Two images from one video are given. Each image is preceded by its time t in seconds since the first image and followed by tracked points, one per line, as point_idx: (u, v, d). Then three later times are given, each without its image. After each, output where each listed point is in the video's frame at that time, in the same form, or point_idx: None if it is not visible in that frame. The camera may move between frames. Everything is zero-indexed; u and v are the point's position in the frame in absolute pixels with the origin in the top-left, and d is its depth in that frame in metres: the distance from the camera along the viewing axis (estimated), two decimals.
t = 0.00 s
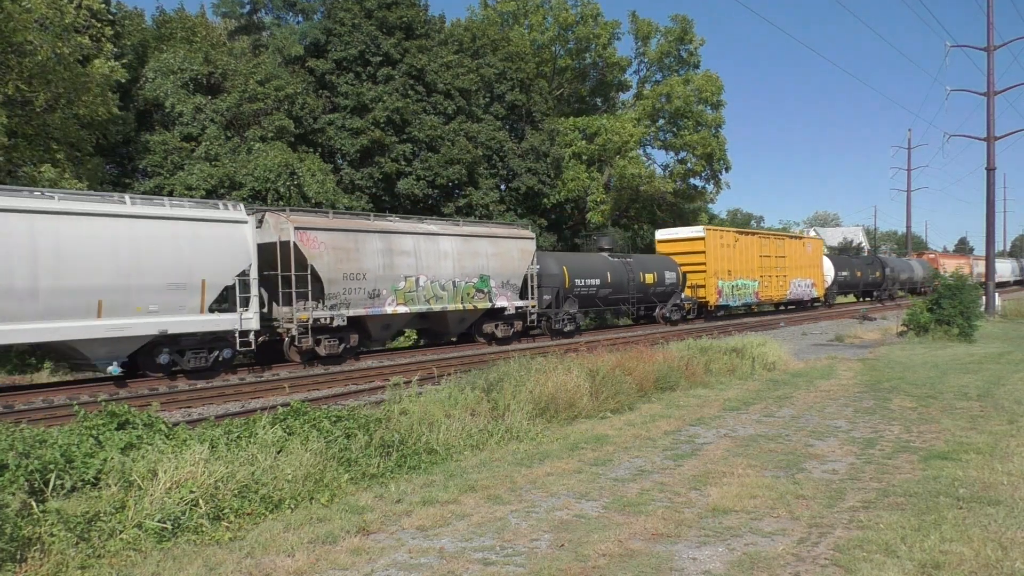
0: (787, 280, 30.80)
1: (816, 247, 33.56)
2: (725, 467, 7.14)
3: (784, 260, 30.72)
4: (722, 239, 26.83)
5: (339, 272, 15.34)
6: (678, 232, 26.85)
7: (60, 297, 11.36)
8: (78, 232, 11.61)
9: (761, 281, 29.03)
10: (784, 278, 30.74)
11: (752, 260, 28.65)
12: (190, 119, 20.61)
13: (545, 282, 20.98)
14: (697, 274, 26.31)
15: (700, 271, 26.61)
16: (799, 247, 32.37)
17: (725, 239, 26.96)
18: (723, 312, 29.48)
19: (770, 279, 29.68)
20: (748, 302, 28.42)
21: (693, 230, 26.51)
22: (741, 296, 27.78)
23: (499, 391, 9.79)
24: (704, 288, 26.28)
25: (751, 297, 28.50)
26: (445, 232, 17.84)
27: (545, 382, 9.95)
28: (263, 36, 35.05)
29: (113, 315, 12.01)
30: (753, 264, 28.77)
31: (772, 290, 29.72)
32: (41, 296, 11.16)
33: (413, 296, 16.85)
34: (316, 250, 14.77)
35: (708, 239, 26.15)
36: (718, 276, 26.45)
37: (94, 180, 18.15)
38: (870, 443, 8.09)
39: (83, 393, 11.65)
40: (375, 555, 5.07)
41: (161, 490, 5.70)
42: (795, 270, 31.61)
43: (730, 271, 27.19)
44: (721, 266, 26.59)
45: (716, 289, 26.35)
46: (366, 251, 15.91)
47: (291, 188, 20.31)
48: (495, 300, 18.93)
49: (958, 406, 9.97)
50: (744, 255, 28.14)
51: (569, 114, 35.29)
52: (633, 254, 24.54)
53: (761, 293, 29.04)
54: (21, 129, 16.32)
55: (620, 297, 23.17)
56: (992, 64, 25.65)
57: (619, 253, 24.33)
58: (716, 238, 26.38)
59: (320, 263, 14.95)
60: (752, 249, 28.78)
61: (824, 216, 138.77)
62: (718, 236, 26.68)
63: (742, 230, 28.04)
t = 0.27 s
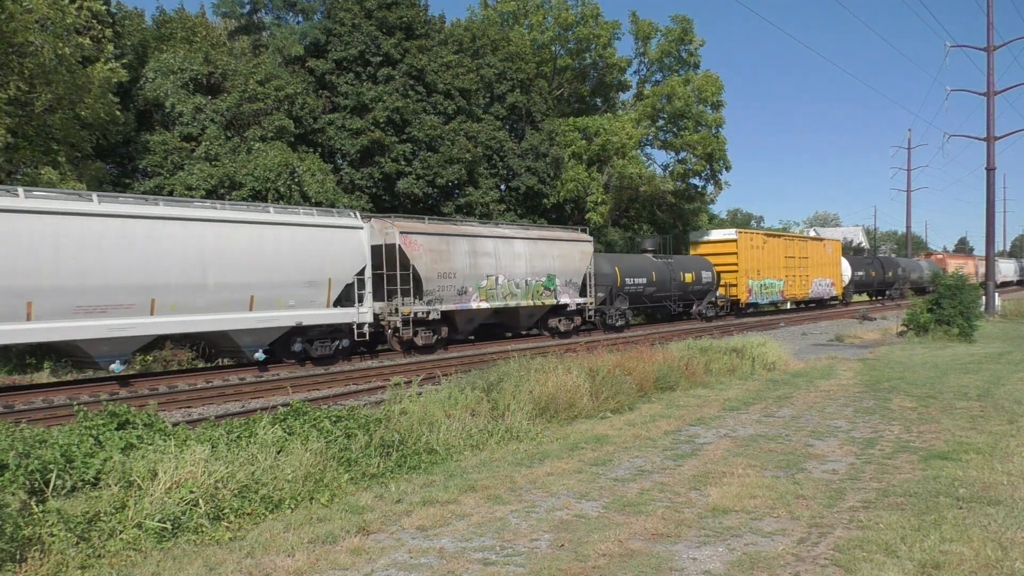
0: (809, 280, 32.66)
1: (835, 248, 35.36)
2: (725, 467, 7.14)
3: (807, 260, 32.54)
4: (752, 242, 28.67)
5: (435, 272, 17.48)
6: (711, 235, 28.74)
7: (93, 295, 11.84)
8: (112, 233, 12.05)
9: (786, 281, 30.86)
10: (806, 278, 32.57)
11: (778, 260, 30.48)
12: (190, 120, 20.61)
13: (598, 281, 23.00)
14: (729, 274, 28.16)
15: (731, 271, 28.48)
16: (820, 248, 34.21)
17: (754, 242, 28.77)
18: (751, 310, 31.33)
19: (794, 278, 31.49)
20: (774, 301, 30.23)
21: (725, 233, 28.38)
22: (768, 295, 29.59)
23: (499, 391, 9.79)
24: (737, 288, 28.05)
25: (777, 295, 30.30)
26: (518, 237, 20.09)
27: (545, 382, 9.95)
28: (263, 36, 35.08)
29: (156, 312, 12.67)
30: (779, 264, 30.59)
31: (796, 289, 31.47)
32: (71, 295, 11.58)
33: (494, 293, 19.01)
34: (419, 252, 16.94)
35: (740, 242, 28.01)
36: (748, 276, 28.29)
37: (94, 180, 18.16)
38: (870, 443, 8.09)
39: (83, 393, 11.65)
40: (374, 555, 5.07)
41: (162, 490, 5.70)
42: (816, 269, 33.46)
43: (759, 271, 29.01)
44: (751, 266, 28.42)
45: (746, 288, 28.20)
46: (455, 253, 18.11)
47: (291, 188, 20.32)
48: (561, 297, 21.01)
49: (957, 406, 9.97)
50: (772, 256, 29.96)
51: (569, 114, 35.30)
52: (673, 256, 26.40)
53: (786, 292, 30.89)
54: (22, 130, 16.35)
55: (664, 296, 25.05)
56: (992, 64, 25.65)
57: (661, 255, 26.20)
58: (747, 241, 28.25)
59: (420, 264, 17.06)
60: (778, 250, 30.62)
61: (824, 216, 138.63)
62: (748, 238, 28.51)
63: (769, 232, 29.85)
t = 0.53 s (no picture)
0: (830, 279, 34.13)
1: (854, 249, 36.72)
2: (725, 467, 7.14)
3: (828, 261, 33.99)
4: (779, 243, 30.16)
5: (511, 271, 19.12)
6: (740, 237, 30.28)
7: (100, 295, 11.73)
8: (125, 232, 12.02)
9: (809, 280, 32.34)
10: (828, 277, 34.05)
11: (802, 261, 31.94)
12: (191, 120, 20.60)
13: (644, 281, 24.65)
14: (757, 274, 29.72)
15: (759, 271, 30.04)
16: (840, 249, 35.64)
17: (780, 243, 30.26)
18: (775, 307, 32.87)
19: (816, 277, 32.99)
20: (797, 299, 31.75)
21: (753, 235, 29.90)
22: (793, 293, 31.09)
23: (499, 391, 9.79)
24: (765, 288, 29.70)
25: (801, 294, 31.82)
26: (579, 240, 21.70)
27: (545, 382, 9.95)
28: (263, 36, 35.09)
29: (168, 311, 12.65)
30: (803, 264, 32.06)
31: (819, 288, 32.96)
32: (75, 294, 11.48)
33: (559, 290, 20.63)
34: (499, 253, 18.59)
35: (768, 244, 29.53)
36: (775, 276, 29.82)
37: (94, 180, 18.14)
38: (870, 443, 8.10)
39: (82, 393, 11.65)
40: (375, 555, 5.07)
41: (162, 490, 5.70)
42: (837, 269, 34.93)
43: (784, 271, 30.53)
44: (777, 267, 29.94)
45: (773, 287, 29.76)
46: (527, 253, 19.73)
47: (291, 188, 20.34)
48: (614, 295, 22.60)
49: (957, 405, 9.97)
50: (796, 257, 31.46)
51: (569, 114, 35.30)
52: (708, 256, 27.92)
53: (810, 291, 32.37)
54: (23, 130, 16.36)
55: (701, 294, 26.61)
56: (992, 64, 25.66)
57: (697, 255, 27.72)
58: (774, 243, 29.76)
59: (499, 264, 18.71)
60: (802, 252, 32.09)
61: (824, 216, 138.53)
62: (775, 240, 30.00)
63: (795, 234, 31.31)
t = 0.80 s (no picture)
0: (851, 279, 35.56)
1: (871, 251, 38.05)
2: (725, 467, 7.14)
3: (848, 261, 35.40)
4: (802, 245, 31.63)
5: (573, 271, 21.14)
6: (765, 239, 31.90)
7: (148, 293, 12.33)
8: (181, 234, 12.79)
9: (830, 280, 33.74)
10: (848, 277, 35.47)
11: (823, 262, 33.36)
12: (191, 120, 20.58)
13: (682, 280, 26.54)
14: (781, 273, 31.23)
15: (784, 271, 31.55)
16: (858, 251, 37.04)
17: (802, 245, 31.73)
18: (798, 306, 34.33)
19: (837, 277, 34.40)
20: (818, 298, 33.15)
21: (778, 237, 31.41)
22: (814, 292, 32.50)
23: (499, 391, 9.80)
24: (788, 286, 31.32)
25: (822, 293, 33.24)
26: (629, 242, 23.71)
27: (545, 382, 9.95)
28: (263, 36, 35.06)
29: (214, 308, 13.31)
30: (824, 265, 33.51)
31: (838, 288, 34.35)
32: (138, 293, 12.22)
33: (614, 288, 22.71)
34: (563, 254, 20.69)
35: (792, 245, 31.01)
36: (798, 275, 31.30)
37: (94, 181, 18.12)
38: (870, 443, 8.09)
39: (82, 393, 11.65)
40: (375, 555, 5.07)
41: (161, 490, 5.70)
42: (856, 270, 36.32)
43: (806, 270, 31.98)
44: (800, 267, 31.41)
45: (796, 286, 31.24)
46: (587, 254, 21.76)
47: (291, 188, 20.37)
48: (658, 292, 24.64)
49: (957, 405, 9.97)
50: (817, 258, 32.90)
51: (569, 114, 35.30)
52: (737, 257, 29.71)
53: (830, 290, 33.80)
54: (23, 129, 16.36)
55: (731, 292, 28.33)
56: (991, 64, 25.65)
57: (727, 256, 29.50)
58: (797, 244, 31.24)
59: (563, 264, 20.82)
60: (823, 253, 33.52)
61: (824, 216, 138.51)
62: (798, 242, 31.50)
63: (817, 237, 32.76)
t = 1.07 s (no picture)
0: (868, 279, 37.07)
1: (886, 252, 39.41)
2: (725, 467, 7.14)
3: (864, 262, 36.86)
4: (822, 246, 33.05)
5: (625, 271, 22.85)
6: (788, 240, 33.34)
7: (254, 290, 13.95)
8: (284, 237, 14.42)
9: (848, 280, 35.17)
10: (864, 277, 36.93)
11: (842, 262, 34.79)
12: (190, 120, 20.58)
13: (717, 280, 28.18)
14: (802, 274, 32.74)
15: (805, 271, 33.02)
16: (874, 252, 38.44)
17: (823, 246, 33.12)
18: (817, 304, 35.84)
19: (855, 277, 35.87)
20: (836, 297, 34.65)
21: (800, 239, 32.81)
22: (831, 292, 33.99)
23: (499, 391, 9.80)
24: (809, 285, 33.06)
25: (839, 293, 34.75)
26: (671, 243, 25.22)
27: (545, 382, 9.95)
28: (263, 36, 35.06)
29: (307, 304, 14.91)
30: (842, 266, 34.95)
31: (855, 287, 35.78)
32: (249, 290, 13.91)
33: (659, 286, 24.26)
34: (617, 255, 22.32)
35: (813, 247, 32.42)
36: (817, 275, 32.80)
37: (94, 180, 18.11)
38: (870, 443, 8.10)
39: (82, 393, 11.65)
40: (375, 555, 5.07)
41: (161, 490, 5.70)
42: (873, 270, 37.73)
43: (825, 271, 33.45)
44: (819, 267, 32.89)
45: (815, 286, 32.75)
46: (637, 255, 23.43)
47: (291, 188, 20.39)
48: (699, 291, 26.29)
49: (957, 406, 9.97)
50: (836, 259, 34.33)
51: (569, 114, 35.30)
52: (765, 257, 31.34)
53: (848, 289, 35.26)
54: (23, 129, 16.36)
55: (758, 291, 29.97)
56: (991, 64, 25.65)
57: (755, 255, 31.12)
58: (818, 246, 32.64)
59: (617, 265, 22.47)
60: (842, 254, 34.93)
61: (824, 216, 138.43)
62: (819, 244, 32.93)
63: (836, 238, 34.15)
